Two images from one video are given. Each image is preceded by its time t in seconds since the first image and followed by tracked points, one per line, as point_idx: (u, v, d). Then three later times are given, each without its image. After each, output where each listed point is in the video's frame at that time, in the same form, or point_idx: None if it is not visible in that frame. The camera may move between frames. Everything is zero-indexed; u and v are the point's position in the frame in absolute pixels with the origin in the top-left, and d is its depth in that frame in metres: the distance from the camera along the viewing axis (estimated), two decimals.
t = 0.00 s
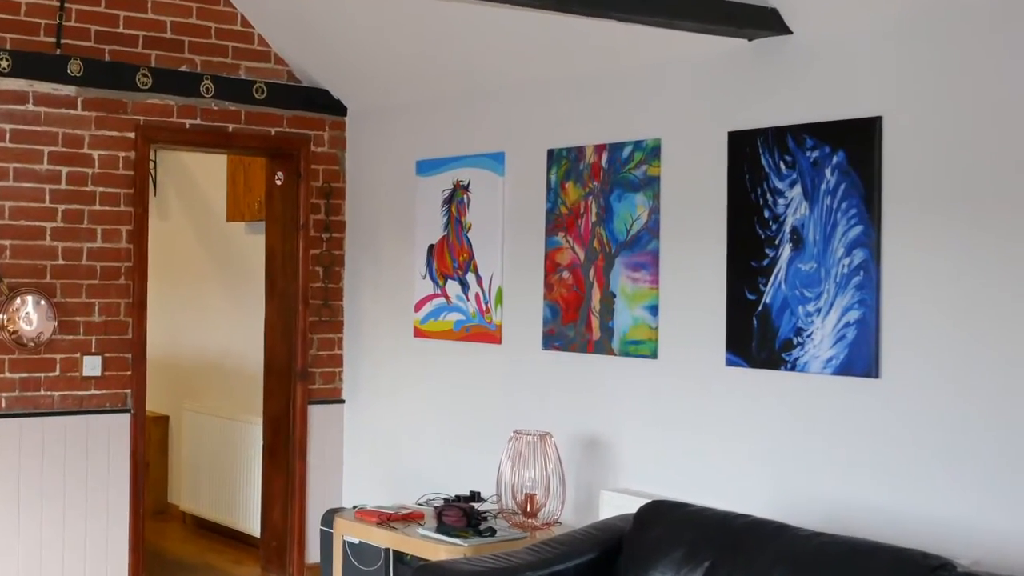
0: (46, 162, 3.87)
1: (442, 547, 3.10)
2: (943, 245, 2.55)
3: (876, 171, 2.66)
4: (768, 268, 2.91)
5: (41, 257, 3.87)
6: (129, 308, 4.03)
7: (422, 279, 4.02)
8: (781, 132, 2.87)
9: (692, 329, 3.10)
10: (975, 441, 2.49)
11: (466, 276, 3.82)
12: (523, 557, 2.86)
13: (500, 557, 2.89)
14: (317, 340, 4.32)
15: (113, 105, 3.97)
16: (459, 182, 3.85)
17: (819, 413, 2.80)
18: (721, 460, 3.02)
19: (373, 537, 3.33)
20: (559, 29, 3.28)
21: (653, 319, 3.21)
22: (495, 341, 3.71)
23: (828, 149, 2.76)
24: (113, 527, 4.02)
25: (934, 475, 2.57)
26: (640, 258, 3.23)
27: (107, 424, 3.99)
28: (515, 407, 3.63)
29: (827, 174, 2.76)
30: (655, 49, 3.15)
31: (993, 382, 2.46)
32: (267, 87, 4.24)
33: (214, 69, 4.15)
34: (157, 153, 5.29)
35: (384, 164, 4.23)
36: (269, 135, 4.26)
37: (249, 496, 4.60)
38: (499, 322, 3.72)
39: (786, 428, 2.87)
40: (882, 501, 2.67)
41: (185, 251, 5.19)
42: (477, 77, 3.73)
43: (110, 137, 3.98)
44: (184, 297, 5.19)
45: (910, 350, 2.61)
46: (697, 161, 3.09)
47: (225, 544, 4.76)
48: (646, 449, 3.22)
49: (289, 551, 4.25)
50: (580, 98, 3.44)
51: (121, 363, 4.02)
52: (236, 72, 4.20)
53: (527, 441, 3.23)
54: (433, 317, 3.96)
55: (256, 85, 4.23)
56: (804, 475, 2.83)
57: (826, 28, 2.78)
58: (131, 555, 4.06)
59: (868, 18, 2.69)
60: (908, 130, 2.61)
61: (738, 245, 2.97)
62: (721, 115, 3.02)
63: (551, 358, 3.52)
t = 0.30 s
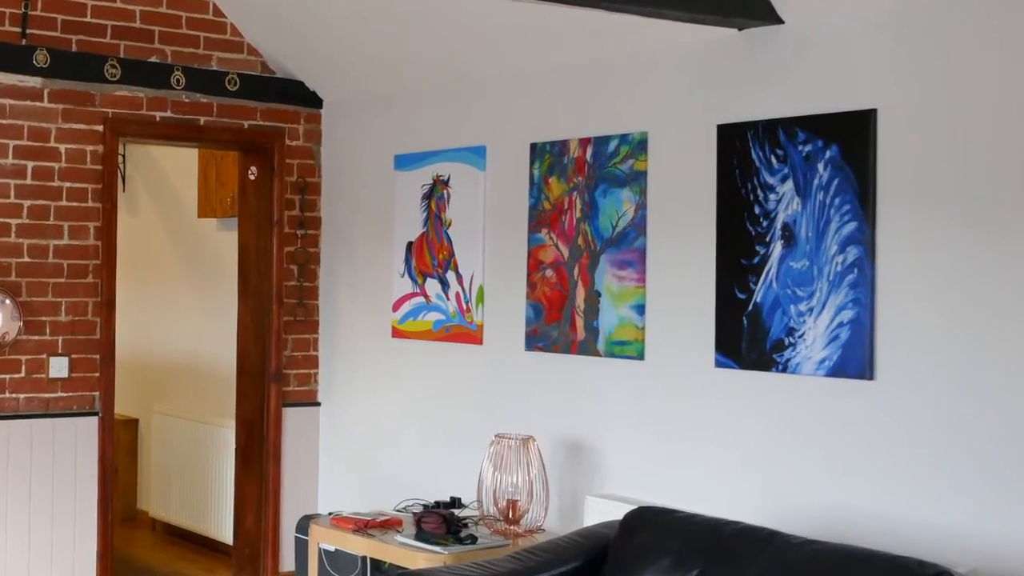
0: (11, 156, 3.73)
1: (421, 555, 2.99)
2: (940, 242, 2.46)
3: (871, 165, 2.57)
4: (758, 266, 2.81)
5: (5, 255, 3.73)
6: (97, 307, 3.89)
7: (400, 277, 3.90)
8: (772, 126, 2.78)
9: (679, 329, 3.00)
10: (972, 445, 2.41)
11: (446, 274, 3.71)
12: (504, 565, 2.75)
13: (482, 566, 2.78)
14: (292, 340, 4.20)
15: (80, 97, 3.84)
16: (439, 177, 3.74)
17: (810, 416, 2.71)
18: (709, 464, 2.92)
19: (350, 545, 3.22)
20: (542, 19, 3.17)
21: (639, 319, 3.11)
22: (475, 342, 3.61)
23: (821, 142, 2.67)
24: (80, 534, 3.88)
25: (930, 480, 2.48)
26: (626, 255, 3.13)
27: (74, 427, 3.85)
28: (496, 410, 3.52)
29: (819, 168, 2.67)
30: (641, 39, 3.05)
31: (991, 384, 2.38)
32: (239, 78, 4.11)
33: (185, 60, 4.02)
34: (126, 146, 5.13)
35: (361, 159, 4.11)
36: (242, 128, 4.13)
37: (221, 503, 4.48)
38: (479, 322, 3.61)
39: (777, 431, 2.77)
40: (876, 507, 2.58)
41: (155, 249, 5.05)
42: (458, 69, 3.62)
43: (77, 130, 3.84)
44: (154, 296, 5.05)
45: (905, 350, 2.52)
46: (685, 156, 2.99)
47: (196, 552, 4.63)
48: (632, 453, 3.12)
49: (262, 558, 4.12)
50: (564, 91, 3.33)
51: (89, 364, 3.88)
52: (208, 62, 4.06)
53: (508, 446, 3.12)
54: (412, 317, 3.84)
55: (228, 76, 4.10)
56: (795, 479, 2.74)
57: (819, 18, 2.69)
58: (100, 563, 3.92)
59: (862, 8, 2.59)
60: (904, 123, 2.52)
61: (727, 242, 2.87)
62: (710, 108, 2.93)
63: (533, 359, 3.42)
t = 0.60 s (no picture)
0: None
1: (400, 564, 2.88)
2: (937, 238, 2.38)
3: (865, 159, 2.48)
4: (749, 264, 2.72)
5: None
6: (65, 307, 3.76)
7: (378, 276, 3.79)
8: (763, 119, 2.69)
9: (667, 329, 2.91)
10: (969, 448, 2.32)
11: (426, 273, 3.60)
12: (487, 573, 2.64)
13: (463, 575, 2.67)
14: (267, 341, 4.09)
15: (47, 89, 3.71)
16: (419, 172, 3.63)
17: (802, 418, 2.62)
18: (697, 469, 2.83)
19: (326, 552, 3.10)
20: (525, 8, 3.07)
21: (626, 319, 3.01)
22: (456, 342, 3.50)
23: (814, 136, 2.58)
24: (47, 542, 3.75)
25: (926, 485, 2.40)
26: (612, 253, 3.04)
27: (41, 431, 3.72)
28: (477, 413, 3.42)
29: (812, 163, 2.58)
30: (627, 30, 2.95)
31: (989, 386, 2.30)
32: (212, 70, 3.99)
33: (156, 51, 3.90)
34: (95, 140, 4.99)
35: (339, 154, 3.99)
36: (216, 121, 4.01)
37: (193, 508, 4.37)
38: (460, 321, 3.50)
39: (768, 434, 2.68)
40: (870, 513, 2.49)
41: (126, 246, 4.92)
42: (438, 61, 3.52)
43: (45, 123, 3.71)
44: (124, 295, 4.92)
45: (900, 351, 2.44)
46: (672, 150, 2.90)
47: (167, 558, 4.52)
48: (618, 457, 3.03)
49: (236, 566, 4.01)
50: (548, 83, 3.23)
51: (57, 365, 3.75)
52: (180, 54, 3.94)
53: (490, 450, 3.02)
54: (390, 317, 3.73)
55: (201, 68, 3.98)
56: (786, 484, 2.65)
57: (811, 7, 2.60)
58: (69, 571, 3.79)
59: None
60: (899, 115, 2.43)
61: (716, 239, 2.78)
62: (698, 101, 2.83)
63: (516, 359, 3.32)
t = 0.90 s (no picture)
0: None
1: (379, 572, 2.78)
2: (934, 235, 2.30)
3: (860, 153, 2.40)
4: (739, 262, 2.64)
5: None
6: (33, 306, 3.64)
7: (357, 274, 3.69)
8: (754, 112, 2.60)
9: (653, 330, 2.82)
10: (966, 452, 2.25)
11: (406, 271, 3.50)
12: None
13: None
14: (242, 341, 3.98)
15: (15, 81, 3.59)
16: (398, 166, 3.53)
17: (794, 421, 2.54)
18: (685, 474, 2.75)
19: (303, 560, 3.00)
20: None
21: (612, 319, 2.92)
22: (436, 343, 3.41)
23: (807, 129, 2.50)
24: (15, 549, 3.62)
25: (922, 490, 2.32)
26: (598, 251, 2.95)
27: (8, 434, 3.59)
28: (458, 416, 3.33)
29: (805, 157, 2.50)
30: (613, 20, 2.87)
31: (987, 387, 2.22)
32: (186, 61, 3.88)
33: (126, 42, 3.78)
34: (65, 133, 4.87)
35: (317, 149, 3.88)
36: (189, 115, 3.90)
37: (165, 513, 4.26)
38: (440, 321, 3.41)
39: (759, 437, 2.60)
40: (863, 519, 2.41)
41: (96, 244, 4.80)
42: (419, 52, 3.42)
43: (12, 116, 3.59)
44: (95, 294, 4.80)
45: (895, 351, 2.36)
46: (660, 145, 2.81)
47: (138, 565, 4.41)
48: (604, 461, 2.94)
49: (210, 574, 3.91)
50: (531, 75, 3.14)
51: (25, 366, 3.63)
52: (152, 45, 3.82)
53: (472, 454, 2.93)
54: (369, 317, 3.63)
55: (174, 59, 3.86)
56: (778, 489, 2.57)
57: None
58: None
59: None
60: (894, 108, 2.36)
61: (706, 236, 2.69)
62: (686, 93, 2.75)
63: (498, 360, 3.23)
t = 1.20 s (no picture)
0: None
1: None
2: (931, 231, 2.23)
3: (854, 147, 2.33)
4: (730, 260, 2.56)
5: None
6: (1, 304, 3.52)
7: (335, 273, 3.59)
8: (746, 105, 2.52)
9: (640, 330, 2.74)
10: (964, 456, 2.18)
11: (386, 269, 3.41)
12: None
13: None
14: (216, 342, 3.88)
15: None
16: (378, 161, 3.43)
17: (786, 423, 2.46)
18: (673, 479, 2.67)
19: (279, 567, 2.90)
20: None
21: (598, 319, 2.84)
22: (417, 344, 3.32)
23: (800, 123, 2.42)
24: None
25: (918, 495, 2.25)
26: (584, 248, 2.86)
27: None
28: (439, 419, 3.24)
29: (798, 151, 2.42)
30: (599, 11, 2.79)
31: (985, 389, 2.15)
32: (158, 53, 3.77)
33: (97, 33, 3.67)
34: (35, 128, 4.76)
35: (294, 143, 3.78)
36: (162, 108, 3.79)
37: (136, 518, 4.16)
38: (421, 321, 3.31)
39: (750, 441, 2.52)
40: (858, 525, 2.34)
41: (66, 242, 4.69)
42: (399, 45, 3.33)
43: None
44: (65, 293, 4.69)
45: (891, 352, 2.29)
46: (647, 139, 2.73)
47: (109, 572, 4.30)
48: (590, 465, 2.86)
49: None
50: (515, 68, 3.06)
51: None
52: (123, 36, 3.72)
53: (455, 458, 2.84)
54: (348, 316, 3.54)
55: (146, 51, 3.75)
56: (768, 493, 2.49)
57: None
58: None
59: None
60: (889, 100, 2.28)
61: (695, 234, 2.61)
62: (674, 86, 2.67)
63: (480, 361, 3.14)
